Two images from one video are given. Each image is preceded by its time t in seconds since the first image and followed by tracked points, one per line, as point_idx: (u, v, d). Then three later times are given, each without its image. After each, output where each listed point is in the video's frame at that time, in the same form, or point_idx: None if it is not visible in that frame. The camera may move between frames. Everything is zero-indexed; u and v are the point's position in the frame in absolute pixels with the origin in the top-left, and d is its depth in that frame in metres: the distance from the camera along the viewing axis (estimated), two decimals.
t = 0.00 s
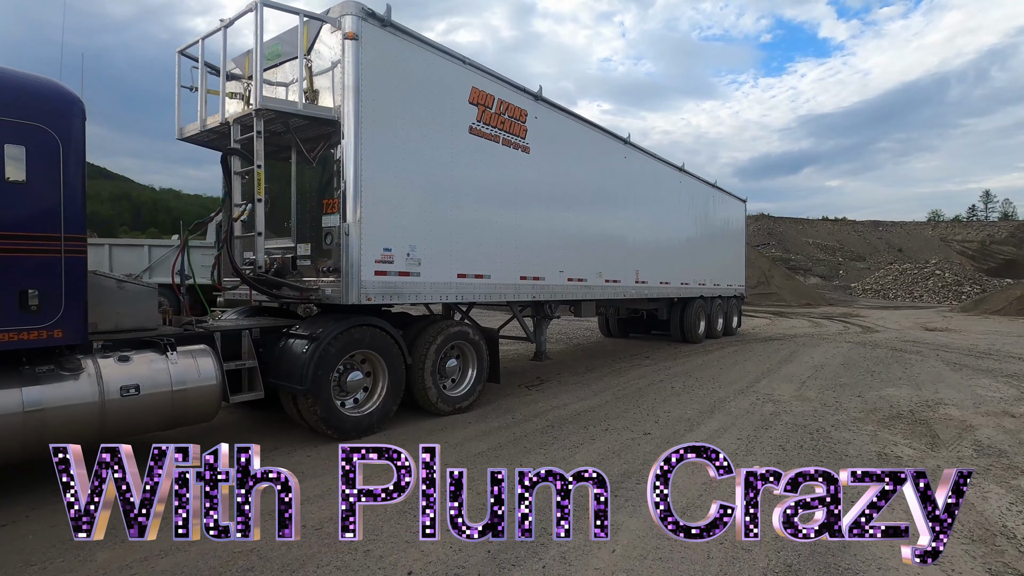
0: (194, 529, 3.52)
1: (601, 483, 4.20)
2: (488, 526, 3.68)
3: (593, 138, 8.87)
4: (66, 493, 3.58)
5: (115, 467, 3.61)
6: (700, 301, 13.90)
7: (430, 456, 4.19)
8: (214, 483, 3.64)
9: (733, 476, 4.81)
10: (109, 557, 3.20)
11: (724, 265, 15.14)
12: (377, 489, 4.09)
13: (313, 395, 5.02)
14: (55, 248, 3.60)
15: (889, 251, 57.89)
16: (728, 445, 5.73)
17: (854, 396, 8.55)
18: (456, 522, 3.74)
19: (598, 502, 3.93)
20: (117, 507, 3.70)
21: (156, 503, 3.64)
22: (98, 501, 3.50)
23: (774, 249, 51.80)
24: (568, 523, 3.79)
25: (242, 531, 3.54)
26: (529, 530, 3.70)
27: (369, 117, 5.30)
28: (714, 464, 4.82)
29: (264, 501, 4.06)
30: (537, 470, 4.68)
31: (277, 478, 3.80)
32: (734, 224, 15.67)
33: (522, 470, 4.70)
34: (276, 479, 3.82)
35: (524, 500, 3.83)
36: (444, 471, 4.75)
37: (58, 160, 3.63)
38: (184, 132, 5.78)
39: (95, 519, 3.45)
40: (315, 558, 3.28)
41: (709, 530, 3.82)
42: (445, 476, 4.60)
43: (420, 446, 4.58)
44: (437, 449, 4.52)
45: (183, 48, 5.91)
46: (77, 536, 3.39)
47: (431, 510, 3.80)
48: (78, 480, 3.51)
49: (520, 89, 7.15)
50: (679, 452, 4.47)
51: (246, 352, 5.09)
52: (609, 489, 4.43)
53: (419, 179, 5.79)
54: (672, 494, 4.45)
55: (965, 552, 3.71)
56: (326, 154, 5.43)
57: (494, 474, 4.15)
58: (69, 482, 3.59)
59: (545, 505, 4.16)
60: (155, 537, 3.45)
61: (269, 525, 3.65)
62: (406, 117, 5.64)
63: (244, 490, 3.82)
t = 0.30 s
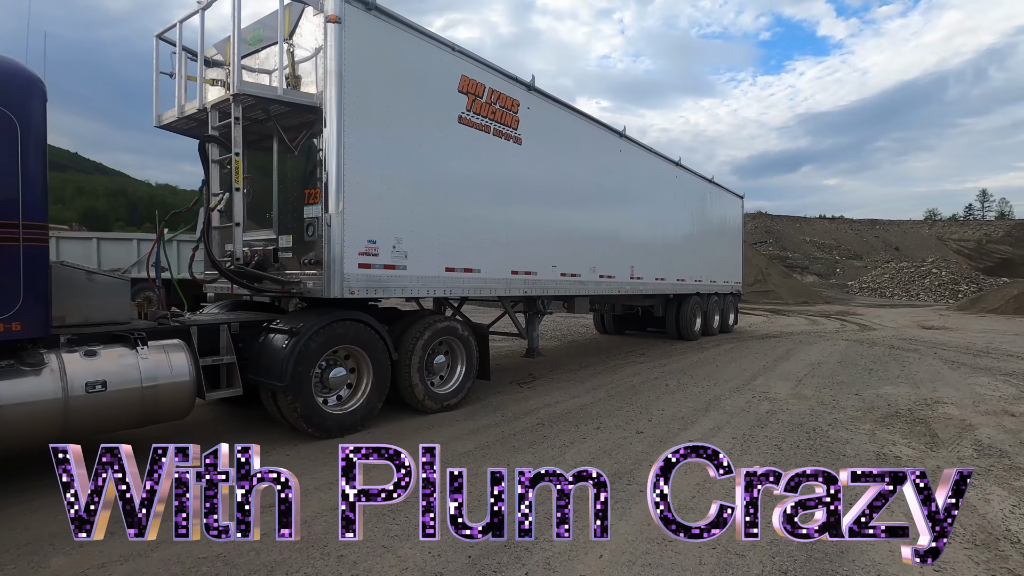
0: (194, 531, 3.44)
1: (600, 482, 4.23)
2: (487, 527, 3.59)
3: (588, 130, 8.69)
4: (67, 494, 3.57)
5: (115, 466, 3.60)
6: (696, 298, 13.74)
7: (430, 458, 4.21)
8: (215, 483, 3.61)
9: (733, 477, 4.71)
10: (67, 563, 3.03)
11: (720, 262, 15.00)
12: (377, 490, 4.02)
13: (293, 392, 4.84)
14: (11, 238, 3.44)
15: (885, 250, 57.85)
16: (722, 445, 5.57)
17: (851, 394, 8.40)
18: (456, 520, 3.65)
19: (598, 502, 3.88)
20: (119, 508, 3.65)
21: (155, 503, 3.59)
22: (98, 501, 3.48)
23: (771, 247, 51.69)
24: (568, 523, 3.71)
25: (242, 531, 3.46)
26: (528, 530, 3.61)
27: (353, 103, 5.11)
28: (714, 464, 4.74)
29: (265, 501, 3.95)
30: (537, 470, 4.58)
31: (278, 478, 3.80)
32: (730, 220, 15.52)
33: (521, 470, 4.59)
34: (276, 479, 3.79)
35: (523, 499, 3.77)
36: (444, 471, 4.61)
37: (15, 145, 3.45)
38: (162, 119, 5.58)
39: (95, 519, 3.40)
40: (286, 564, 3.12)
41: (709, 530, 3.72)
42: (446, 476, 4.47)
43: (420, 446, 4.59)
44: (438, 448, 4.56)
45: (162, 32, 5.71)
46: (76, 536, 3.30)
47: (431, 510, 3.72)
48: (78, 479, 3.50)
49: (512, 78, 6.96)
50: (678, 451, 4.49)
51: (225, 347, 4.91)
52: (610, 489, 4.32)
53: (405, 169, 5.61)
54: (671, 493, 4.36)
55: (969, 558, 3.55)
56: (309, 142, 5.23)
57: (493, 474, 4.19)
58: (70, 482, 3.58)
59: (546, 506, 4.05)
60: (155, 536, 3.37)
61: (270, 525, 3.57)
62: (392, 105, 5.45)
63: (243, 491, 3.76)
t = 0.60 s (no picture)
0: (191, 530, 3.46)
1: (600, 483, 4.29)
2: (487, 527, 3.61)
3: (576, 126, 8.51)
4: (67, 494, 3.63)
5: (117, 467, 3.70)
6: (687, 297, 13.60)
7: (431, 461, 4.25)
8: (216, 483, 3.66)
9: (734, 477, 4.74)
10: None
11: (713, 260, 14.87)
12: (377, 491, 4.05)
13: (264, 396, 4.65)
14: None
15: (878, 248, 57.97)
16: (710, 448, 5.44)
17: (843, 395, 8.27)
18: (456, 520, 3.69)
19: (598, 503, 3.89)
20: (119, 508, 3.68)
21: (156, 503, 3.66)
22: (98, 501, 3.54)
23: (765, 245, 51.68)
24: (568, 523, 3.74)
25: (241, 530, 3.49)
26: (529, 530, 3.64)
27: (327, 95, 4.91)
28: (714, 464, 4.80)
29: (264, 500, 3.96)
30: (537, 471, 4.60)
31: (278, 478, 3.90)
32: (723, 218, 15.38)
33: (523, 470, 4.63)
34: (277, 480, 3.87)
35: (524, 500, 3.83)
36: (444, 471, 4.62)
37: None
38: (129, 112, 5.36)
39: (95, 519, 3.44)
40: None
41: (710, 530, 3.75)
42: (446, 475, 4.46)
43: (420, 447, 4.78)
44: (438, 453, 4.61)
45: (128, 20, 5.48)
46: (76, 536, 3.33)
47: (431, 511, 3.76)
48: (78, 479, 3.60)
49: (497, 71, 6.78)
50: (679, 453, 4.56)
51: (193, 349, 4.71)
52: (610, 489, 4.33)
53: (383, 164, 5.42)
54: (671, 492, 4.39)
55: (961, 568, 3.42)
56: (281, 135, 5.03)
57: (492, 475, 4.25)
58: (71, 482, 3.66)
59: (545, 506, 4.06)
60: (155, 536, 3.39)
61: (270, 525, 3.59)
62: (369, 97, 5.26)
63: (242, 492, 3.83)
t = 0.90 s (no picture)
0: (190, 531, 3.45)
1: (600, 483, 4.26)
2: (487, 526, 3.60)
3: (565, 122, 8.33)
4: (68, 493, 3.63)
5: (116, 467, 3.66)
6: (679, 296, 13.47)
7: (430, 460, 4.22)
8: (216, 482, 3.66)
9: (734, 477, 4.70)
10: None
11: (705, 260, 14.75)
12: (377, 490, 4.04)
13: (235, 401, 4.44)
14: None
15: (869, 248, 58.22)
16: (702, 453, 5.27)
17: (835, 396, 8.15)
18: (456, 520, 3.68)
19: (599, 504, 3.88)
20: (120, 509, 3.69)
21: (156, 503, 3.65)
22: (98, 501, 3.54)
23: (756, 245, 51.75)
24: (568, 523, 3.73)
25: (241, 530, 3.48)
26: (529, 531, 3.64)
27: (302, 86, 4.70)
28: (713, 463, 4.76)
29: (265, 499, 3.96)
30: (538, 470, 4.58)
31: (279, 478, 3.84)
32: (715, 218, 15.26)
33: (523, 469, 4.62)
34: (276, 478, 3.82)
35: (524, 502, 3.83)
36: (444, 471, 4.62)
37: None
38: (95, 104, 5.10)
39: (95, 519, 3.45)
40: None
41: (711, 530, 3.76)
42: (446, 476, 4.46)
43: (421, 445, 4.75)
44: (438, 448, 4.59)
45: (94, 8, 5.22)
46: (76, 536, 3.34)
47: (431, 511, 3.76)
48: (78, 480, 3.55)
49: (483, 65, 6.59)
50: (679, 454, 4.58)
51: (161, 352, 4.49)
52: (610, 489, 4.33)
53: (362, 159, 5.21)
54: (671, 492, 4.37)
55: None
56: (254, 128, 4.82)
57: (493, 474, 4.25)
58: (71, 482, 3.64)
59: (546, 507, 4.05)
60: (155, 536, 3.39)
61: (269, 524, 3.59)
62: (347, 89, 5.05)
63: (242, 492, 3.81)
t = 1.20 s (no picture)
0: (190, 533, 3.39)
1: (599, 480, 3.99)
2: (487, 526, 3.56)
3: (560, 120, 8.14)
4: (69, 492, 3.51)
5: (114, 467, 3.52)
6: (675, 298, 13.29)
7: (430, 458, 4.12)
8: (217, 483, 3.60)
9: (734, 476, 4.61)
10: None
11: (701, 261, 14.58)
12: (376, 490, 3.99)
13: (212, 409, 4.19)
14: None
15: (862, 250, 58.37)
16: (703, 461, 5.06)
17: (836, 399, 7.96)
18: (456, 520, 3.63)
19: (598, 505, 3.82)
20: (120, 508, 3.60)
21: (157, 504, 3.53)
22: (98, 501, 3.43)
23: (751, 247, 51.77)
24: (568, 522, 3.69)
25: (242, 530, 3.44)
26: (529, 531, 3.60)
27: (284, 77, 4.47)
28: (713, 463, 4.64)
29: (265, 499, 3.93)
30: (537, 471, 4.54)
31: (278, 479, 3.74)
32: (710, 219, 15.11)
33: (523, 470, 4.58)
34: (277, 478, 3.77)
35: (523, 500, 3.77)
36: (444, 471, 4.59)
37: None
38: (66, 97, 4.84)
39: (95, 520, 3.38)
40: None
41: (711, 530, 3.71)
42: (446, 476, 4.44)
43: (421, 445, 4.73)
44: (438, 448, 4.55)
45: None
46: (77, 536, 3.30)
47: (430, 511, 3.71)
48: (78, 480, 3.42)
49: (475, 59, 6.39)
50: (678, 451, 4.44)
51: (135, 357, 4.24)
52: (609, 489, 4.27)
53: (349, 155, 4.99)
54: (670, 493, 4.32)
55: None
56: (234, 121, 4.58)
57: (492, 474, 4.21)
58: (70, 482, 3.50)
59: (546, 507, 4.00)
60: (155, 536, 3.36)
61: (270, 523, 3.56)
62: (332, 81, 4.83)
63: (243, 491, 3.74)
